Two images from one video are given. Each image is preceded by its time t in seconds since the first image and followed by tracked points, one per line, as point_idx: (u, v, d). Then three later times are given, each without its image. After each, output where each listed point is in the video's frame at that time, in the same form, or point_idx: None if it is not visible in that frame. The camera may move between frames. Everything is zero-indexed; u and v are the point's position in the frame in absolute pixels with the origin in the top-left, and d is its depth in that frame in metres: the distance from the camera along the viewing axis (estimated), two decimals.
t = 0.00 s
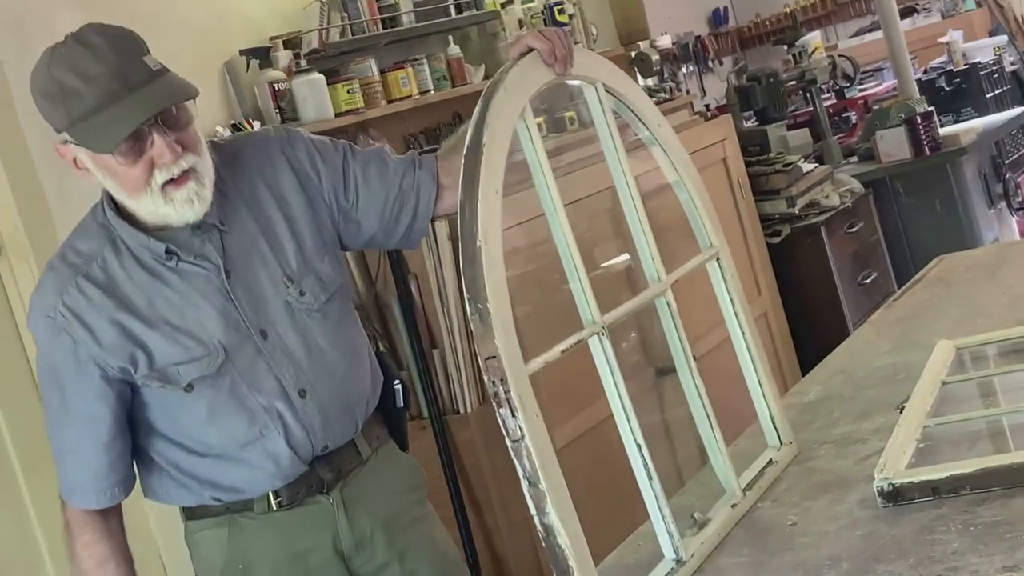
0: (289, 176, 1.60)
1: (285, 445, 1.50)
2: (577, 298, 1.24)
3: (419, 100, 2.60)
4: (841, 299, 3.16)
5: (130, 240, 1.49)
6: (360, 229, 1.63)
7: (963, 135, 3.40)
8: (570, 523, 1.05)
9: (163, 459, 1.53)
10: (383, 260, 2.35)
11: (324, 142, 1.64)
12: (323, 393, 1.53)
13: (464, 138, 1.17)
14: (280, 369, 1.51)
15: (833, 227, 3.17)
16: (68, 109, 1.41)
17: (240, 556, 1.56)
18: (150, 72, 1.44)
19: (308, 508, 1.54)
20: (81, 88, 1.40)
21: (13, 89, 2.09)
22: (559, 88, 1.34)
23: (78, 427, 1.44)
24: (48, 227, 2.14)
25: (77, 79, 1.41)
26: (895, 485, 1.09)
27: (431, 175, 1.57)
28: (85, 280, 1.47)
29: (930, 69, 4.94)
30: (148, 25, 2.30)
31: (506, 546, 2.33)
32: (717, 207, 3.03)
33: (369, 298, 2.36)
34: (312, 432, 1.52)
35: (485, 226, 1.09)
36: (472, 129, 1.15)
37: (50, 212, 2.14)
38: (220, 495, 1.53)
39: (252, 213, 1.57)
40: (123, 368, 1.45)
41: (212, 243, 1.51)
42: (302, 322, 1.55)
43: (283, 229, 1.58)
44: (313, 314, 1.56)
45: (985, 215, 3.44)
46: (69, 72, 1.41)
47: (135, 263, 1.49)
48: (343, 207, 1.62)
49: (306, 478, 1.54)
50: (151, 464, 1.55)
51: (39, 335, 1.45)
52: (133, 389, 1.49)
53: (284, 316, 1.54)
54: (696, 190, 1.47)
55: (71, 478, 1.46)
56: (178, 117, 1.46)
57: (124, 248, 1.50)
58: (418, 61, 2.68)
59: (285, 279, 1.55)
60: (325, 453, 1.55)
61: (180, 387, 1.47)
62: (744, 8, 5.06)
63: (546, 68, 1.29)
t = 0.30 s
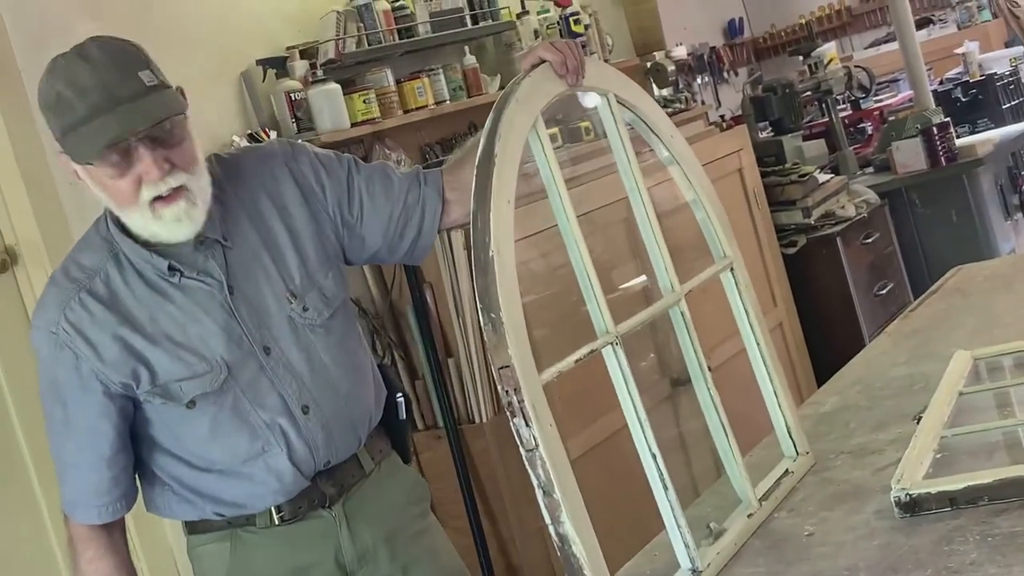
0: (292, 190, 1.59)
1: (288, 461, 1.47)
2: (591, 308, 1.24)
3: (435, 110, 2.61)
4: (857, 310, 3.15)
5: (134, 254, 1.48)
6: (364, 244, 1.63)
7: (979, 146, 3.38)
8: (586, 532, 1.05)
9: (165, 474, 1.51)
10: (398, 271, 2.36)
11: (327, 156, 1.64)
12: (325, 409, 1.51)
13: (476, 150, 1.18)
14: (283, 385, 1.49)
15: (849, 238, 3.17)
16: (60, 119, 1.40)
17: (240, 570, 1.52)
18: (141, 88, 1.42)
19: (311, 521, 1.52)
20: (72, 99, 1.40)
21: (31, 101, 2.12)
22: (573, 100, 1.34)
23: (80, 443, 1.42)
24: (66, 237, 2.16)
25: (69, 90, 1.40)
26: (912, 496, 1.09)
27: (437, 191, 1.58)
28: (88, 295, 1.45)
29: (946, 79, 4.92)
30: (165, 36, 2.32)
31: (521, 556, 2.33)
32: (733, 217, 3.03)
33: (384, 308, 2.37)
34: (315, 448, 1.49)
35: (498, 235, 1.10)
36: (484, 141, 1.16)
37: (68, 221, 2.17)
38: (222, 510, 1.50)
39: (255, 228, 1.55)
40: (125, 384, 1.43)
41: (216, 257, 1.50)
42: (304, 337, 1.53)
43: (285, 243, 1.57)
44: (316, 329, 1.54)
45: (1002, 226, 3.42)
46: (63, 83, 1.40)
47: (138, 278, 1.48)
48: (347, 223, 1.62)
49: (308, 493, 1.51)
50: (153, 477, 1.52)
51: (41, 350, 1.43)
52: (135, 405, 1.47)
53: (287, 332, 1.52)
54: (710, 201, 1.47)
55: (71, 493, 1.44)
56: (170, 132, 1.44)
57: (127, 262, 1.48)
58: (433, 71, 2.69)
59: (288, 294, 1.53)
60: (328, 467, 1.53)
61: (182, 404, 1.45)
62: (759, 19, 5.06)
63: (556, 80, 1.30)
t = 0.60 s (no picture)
0: (303, 191, 1.60)
1: (291, 463, 1.46)
2: (606, 305, 1.24)
3: (446, 110, 2.61)
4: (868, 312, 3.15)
5: (144, 251, 1.48)
6: (375, 249, 1.64)
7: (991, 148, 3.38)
8: (599, 533, 1.05)
9: (168, 474, 1.50)
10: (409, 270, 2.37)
11: (340, 159, 1.64)
12: (330, 412, 1.50)
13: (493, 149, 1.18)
14: (288, 386, 1.48)
15: (860, 240, 3.16)
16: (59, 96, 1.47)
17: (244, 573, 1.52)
18: (126, 77, 1.45)
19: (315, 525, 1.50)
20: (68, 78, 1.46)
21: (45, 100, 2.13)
22: (589, 100, 1.35)
23: (84, 438, 1.41)
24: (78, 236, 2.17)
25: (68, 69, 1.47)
26: (925, 497, 1.09)
27: (450, 195, 1.59)
28: (97, 290, 1.45)
29: (957, 81, 4.91)
30: (178, 35, 2.33)
31: (531, 555, 2.33)
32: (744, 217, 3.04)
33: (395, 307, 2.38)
34: (319, 451, 1.48)
35: (512, 233, 1.10)
36: (501, 139, 1.16)
37: (81, 221, 2.19)
38: (226, 511, 1.49)
39: (264, 229, 1.56)
40: (130, 379, 1.42)
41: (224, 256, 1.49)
42: (310, 339, 1.52)
43: (294, 244, 1.57)
44: (323, 331, 1.53)
45: (1013, 228, 3.41)
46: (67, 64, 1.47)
47: (146, 275, 1.47)
48: (357, 227, 1.62)
49: (313, 496, 1.50)
50: (158, 475, 1.51)
51: (49, 343, 1.42)
52: (141, 402, 1.46)
53: (293, 333, 1.51)
54: (724, 200, 1.48)
55: (73, 489, 1.43)
56: (146, 128, 1.46)
57: (137, 259, 1.48)
58: (445, 72, 2.70)
59: (295, 295, 1.53)
60: (332, 471, 1.51)
61: (186, 401, 1.44)
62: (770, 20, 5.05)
63: (574, 78, 1.30)
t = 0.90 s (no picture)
0: (315, 187, 1.60)
1: (300, 458, 1.47)
2: (615, 303, 1.24)
3: (456, 107, 2.62)
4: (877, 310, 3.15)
5: (155, 244, 1.48)
6: (388, 246, 1.64)
7: (1001, 145, 3.37)
8: (610, 530, 1.06)
9: (179, 467, 1.50)
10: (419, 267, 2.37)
11: (353, 155, 1.65)
12: (339, 407, 1.50)
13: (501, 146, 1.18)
14: (297, 381, 1.49)
15: (869, 237, 3.16)
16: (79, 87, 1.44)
17: (253, 569, 1.52)
18: (158, 71, 1.43)
19: (325, 521, 1.51)
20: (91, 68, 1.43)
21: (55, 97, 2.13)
22: (598, 97, 1.35)
23: (94, 430, 1.42)
24: (88, 232, 2.19)
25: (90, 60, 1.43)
26: (936, 494, 1.09)
27: (463, 196, 1.60)
28: (108, 283, 1.46)
29: (967, 79, 4.90)
30: (188, 32, 2.34)
31: (540, 551, 2.34)
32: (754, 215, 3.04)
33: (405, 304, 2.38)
34: (328, 446, 1.49)
35: (522, 231, 1.10)
36: (510, 136, 1.16)
37: (91, 217, 2.20)
38: (236, 504, 1.50)
39: (276, 224, 1.56)
40: (140, 371, 1.43)
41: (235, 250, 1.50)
42: (320, 334, 1.53)
43: (305, 239, 1.57)
44: (333, 326, 1.54)
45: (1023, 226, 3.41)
46: (91, 59, 1.43)
47: (157, 268, 1.48)
48: (369, 223, 1.62)
49: (323, 492, 1.51)
50: (168, 468, 1.52)
51: (60, 336, 1.43)
52: (151, 395, 1.47)
53: (303, 328, 1.52)
54: (733, 197, 1.49)
55: (84, 482, 1.44)
56: (176, 121, 1.45)
57: (148, 252, 1.49)
58: (454, 68, 2.70)
59: (306, 290, 1.53)
60: (342, 466, 1.52)
61: (195, 394, 1.45)
62: (778, 18, 5.05)
63: (582, 75, 1.30)
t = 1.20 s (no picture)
0: (328, 183, 1.61)
1: (307, 454, 1.47)
2: (625, 296, 1.25)
3: (464, 101, 2.62)
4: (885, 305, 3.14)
5: (167, 236, 1.49)
6: (400, 244, 1.64)
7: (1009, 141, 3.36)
8: (620, 524, 1.06)
9: (186, 460, 1.51)
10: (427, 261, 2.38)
11: (367, 153, 1.65)
12: (346, 404, 1.51)
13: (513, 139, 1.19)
14: (305, 376, 1.49)
15: (877, 233, 3.16)
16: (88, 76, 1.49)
17: (259, 565, 1.52)
18: (159, 55, 1.46)
19: (329, 517, 1.51)
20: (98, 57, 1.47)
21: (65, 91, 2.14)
22: (609, 91, 1.35)
23: (102, 421, 1.43)
24: (98, 226, 2.19)
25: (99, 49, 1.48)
26: (945, 489, 1.09)
27: (476, 194, 1.61)
28: (119, 274, 1.46)
29: (975, 74, 4.89)
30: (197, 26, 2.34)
31: (547, 545, 2.35)
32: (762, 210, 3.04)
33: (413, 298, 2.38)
34: (334, 443, 1.49)
35: (534, 225, 1.10)
36: (522, 129, 1.17)
37: (101, 211, 2.20)
38: (241, 499, 1.50)
39: (288, 219, 1.57)
40: (148, 363, 1.43)
41: (245, 244, 1.51)
42: (329, 330, 1.53)
43: (316, 235, 1.58)
44: (342, 323, 1.54)
45: None
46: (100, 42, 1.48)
47: (168, 260, 1.49)
48: (381, 220, 1.63)
49: (329, 488, 1.51)
50: (174, 462, 1.53)
51: (71, 325, 1.44)
52: (159, 387, 1.47)
53: (312, 324, 1.52)
54: (742, 191, 1.49)
55: (91, 473, 1.45)
56: (176, 106, 1.47)
57: (159, 243, 1.49)
58: (463, 63, 2.71)
59: (316, 287, 1.54)
60: (349, 465, 1.52)
61: (203, 387, 1.45)
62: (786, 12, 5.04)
63: (594, 68, 1.31)
